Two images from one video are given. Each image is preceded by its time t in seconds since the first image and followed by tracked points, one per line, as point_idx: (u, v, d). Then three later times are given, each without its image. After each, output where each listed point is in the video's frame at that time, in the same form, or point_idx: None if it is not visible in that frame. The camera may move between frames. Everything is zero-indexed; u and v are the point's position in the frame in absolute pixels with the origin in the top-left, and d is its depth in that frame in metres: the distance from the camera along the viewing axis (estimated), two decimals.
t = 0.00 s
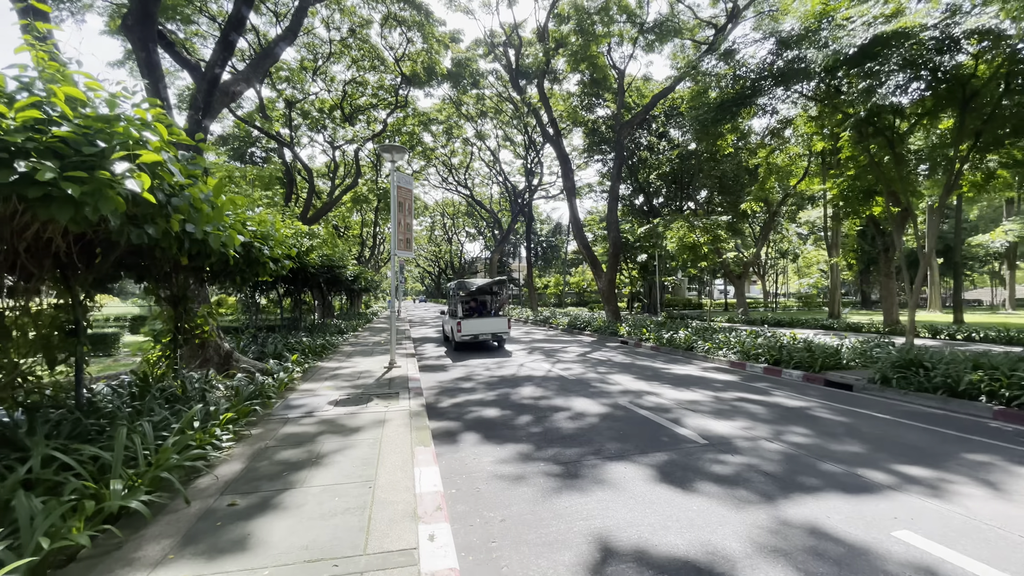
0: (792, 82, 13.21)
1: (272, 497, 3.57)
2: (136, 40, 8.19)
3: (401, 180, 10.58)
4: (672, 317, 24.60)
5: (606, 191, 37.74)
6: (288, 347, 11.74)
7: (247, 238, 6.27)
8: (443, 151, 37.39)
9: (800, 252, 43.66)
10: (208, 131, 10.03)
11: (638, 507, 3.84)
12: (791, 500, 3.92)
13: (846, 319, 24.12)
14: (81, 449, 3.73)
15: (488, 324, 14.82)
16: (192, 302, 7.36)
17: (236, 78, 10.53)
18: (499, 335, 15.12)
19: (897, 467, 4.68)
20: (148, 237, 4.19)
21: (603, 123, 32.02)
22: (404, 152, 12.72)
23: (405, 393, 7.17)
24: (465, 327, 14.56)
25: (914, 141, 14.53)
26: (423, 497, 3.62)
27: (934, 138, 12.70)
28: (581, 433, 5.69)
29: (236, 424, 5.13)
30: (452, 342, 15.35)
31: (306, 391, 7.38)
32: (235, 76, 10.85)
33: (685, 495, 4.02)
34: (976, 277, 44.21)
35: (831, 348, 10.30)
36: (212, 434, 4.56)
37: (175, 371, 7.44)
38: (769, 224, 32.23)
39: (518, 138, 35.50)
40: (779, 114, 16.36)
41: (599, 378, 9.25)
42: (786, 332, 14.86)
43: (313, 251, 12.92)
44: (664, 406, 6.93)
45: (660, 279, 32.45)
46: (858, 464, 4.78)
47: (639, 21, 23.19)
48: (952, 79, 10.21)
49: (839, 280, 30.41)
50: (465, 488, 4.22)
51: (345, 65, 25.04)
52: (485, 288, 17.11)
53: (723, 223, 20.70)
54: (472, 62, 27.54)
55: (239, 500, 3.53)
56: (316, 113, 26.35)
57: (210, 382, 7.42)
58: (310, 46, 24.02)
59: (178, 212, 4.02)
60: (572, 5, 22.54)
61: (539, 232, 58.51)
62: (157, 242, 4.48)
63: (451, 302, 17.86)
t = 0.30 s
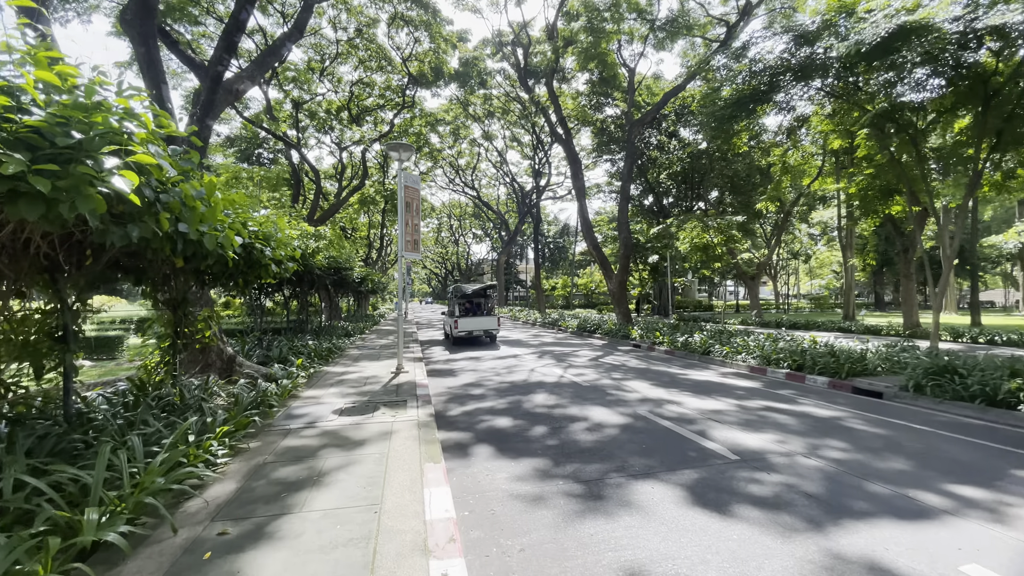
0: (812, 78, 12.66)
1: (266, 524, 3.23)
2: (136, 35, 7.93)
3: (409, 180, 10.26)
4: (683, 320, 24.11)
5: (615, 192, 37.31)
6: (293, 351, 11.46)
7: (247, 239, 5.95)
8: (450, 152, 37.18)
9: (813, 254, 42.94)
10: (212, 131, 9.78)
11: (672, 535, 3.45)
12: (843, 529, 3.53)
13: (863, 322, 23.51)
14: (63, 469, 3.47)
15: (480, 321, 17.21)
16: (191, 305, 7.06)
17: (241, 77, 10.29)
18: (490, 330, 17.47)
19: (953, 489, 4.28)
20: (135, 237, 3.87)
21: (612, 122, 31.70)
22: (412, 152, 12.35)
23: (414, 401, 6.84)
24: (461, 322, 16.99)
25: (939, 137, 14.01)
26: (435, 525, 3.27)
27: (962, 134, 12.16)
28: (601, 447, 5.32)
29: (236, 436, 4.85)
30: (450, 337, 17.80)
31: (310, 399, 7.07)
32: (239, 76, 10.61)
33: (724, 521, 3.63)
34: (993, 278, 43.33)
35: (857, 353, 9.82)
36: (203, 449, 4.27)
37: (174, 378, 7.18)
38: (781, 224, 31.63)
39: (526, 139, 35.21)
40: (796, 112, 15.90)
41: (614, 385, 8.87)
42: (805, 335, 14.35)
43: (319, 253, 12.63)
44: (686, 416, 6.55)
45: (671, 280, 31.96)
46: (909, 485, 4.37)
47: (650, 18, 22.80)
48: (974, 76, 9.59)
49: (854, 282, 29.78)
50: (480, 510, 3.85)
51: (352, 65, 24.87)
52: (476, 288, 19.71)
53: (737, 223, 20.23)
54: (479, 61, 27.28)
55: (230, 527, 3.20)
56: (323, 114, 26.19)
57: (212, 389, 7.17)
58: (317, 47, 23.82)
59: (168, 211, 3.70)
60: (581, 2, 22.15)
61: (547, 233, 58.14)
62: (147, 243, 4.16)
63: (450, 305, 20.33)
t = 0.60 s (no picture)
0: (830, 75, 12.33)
1: (260, 555, 2.87)
2: (138, 36, 7.69)
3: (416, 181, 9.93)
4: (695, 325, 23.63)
5: (622, 196, 36.97)
6: (298, 359, 11.12)
7: (246, 241, 5.65)
8: (456, 157, 37.04)
9: (825, 257, 42.28)
10: (214, 134, 9.57)
11: (716, 565, 3.06)
12: (910, 558, 3.12)
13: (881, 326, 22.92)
14: (44, 492, 3.16)
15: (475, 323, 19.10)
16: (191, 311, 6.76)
17: (245, 80, 10.08)
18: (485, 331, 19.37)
19: (1022, 510, 3.86)
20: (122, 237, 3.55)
21: (618, 126, 31.42)
22: (419, 154, 12.01)
23: (424, 411, 6.50)
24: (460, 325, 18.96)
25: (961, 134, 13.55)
26: (449, 557, 2.91)
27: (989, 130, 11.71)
28: (625, 462, 4.94)
29: (233, 450, 4.52)
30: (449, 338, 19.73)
31: (314, 409, 6.74)
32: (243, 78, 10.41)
33: (773, 548, 3.25)
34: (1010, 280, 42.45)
35: (886, 358, 9.36)
36: (199, 466, 3.95)
37: (173, 388, 6.87)
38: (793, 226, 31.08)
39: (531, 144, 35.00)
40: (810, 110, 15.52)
41: (630, 392, 8.47)
42: (825, 339, 13.86)
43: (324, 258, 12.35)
44: (712, 427, 6.15)
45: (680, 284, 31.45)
46: (971, 505, 3.96)
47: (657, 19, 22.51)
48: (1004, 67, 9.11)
49: (869, 285, 29.17)
50: (497, 535, 3.48)
51: (358, 72, 24.79)
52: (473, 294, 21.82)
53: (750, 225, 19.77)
54: (485, 66, 27.12)
55: (220, 559, 2.85)
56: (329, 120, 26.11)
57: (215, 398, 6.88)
58: (322, 53, 23.74)
59: (157, 208, 3.37)
60: (588, 4, 21.91)
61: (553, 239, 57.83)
62: (136, 245, 3.84)
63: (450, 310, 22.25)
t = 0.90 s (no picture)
0: (848, 70, 11.98)
1: None
2: (138, 38, 7.48)
3: (425, 186, 9.66)
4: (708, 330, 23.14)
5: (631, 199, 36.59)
6: (305, 369, 10.86)
7: (249, 250, 5.38)
8: (463, 163, 36.88)
9: (838, 258, 41.55)
10: (218, 140, 9.35)
11: None
12: None
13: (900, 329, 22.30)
14: (23, 526, 2.88)
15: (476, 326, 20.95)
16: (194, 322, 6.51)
17: (249, 85, 9.88)
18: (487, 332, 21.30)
19: None
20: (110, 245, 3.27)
21: (625, 129, 31.10)
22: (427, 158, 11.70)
23: (435, 426, 6.19)
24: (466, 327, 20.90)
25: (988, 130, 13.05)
26: None
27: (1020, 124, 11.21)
28: (652, 483, 4.61)
29: (234, 472, 4.23)
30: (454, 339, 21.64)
31: (321, 424, 6.46)
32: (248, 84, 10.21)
33: None
34: None
35: (918, 364, 8.95)
36: (196, 491, 3.67)
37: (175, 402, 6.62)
38: (807, 228, 30.51)
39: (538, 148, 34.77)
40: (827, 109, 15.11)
41: (650, 402, 8.12)
42: (848, 344, 13.38)
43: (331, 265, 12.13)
44: (742, 442, 5.79)
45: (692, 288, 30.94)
46: None
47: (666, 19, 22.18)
48: None
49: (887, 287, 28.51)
50: (519, 570, 3.15)
51: (364, 79, 24.69)
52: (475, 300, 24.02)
53: (765, 228, 19.33)
54: (491, 71, 26.94)
55: None
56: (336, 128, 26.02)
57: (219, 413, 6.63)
58: (329, 61, 23.66)
59: (146, 214, 3.09)
60: (596, 5, 21.63)
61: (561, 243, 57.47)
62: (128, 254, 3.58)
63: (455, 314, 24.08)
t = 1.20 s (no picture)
0: (867, 62, 11.49)
1: None
2: (133, 34, 7.28)
3: (431, 187, 9.38)
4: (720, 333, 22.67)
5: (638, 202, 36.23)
6: (308, 376, 10.53)
7: (243, 251, 5.05)
8: (468, 168, 36.71)
9: (850, 260, 40.90)
10: (217, 141, 9.12)
11: None
12: None
13: (918, 331, 21.72)
14: None
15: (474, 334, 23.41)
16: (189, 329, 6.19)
17: (250, 85, 9.64)
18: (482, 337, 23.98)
19: None
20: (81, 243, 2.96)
21: (632, 131, 30.78)
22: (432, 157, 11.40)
23: (443, 437, 5.84)
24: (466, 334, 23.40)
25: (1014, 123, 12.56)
26: None
27: None
28: (679, 499, 4.23)
29: (225, 491, 3.90)
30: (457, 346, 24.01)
31: (322, 435, 6.12)
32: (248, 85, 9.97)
33: None
34: None
35: (948, 366, 8.42)
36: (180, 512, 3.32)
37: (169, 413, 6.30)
38: (819, 229, 29.97)
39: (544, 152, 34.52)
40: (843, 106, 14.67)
41: (668, 410, 7.71)
42: (869, 347, 12.89)
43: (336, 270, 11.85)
44: (771, 453, 5.39)
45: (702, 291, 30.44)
46: None
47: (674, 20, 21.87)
48: None
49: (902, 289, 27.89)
50: None
51: (369, 84, 24.53)
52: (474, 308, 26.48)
53: (779, 229, 18.86)
54: (496, 74, 26.71)
55: None
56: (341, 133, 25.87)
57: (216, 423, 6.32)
58: (333, 66, 23.51)
59: (117, 207, 2.76)
60: (602, 7, 21.37)
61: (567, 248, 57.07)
62: (106, 253, 3.26)
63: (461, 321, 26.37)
